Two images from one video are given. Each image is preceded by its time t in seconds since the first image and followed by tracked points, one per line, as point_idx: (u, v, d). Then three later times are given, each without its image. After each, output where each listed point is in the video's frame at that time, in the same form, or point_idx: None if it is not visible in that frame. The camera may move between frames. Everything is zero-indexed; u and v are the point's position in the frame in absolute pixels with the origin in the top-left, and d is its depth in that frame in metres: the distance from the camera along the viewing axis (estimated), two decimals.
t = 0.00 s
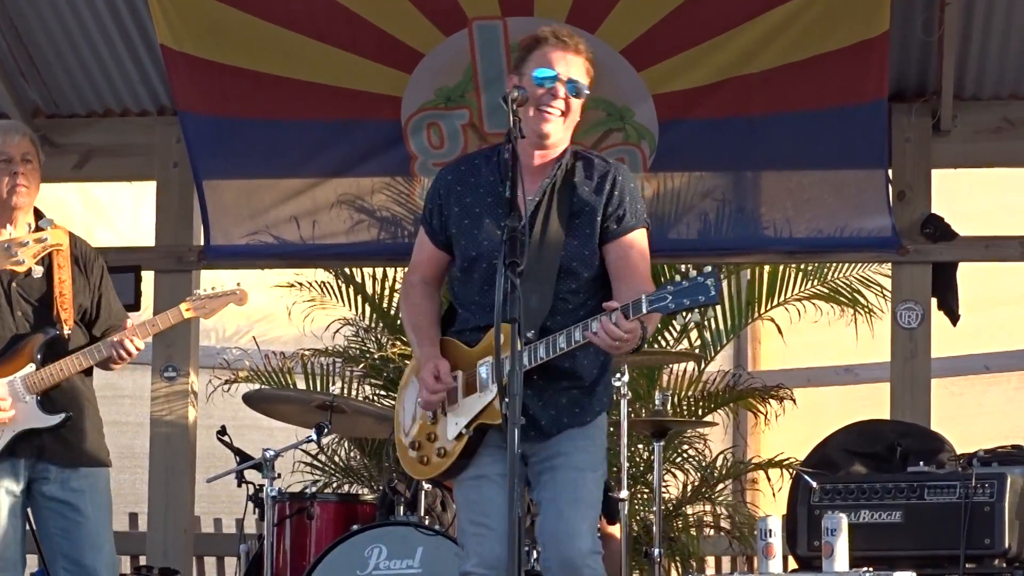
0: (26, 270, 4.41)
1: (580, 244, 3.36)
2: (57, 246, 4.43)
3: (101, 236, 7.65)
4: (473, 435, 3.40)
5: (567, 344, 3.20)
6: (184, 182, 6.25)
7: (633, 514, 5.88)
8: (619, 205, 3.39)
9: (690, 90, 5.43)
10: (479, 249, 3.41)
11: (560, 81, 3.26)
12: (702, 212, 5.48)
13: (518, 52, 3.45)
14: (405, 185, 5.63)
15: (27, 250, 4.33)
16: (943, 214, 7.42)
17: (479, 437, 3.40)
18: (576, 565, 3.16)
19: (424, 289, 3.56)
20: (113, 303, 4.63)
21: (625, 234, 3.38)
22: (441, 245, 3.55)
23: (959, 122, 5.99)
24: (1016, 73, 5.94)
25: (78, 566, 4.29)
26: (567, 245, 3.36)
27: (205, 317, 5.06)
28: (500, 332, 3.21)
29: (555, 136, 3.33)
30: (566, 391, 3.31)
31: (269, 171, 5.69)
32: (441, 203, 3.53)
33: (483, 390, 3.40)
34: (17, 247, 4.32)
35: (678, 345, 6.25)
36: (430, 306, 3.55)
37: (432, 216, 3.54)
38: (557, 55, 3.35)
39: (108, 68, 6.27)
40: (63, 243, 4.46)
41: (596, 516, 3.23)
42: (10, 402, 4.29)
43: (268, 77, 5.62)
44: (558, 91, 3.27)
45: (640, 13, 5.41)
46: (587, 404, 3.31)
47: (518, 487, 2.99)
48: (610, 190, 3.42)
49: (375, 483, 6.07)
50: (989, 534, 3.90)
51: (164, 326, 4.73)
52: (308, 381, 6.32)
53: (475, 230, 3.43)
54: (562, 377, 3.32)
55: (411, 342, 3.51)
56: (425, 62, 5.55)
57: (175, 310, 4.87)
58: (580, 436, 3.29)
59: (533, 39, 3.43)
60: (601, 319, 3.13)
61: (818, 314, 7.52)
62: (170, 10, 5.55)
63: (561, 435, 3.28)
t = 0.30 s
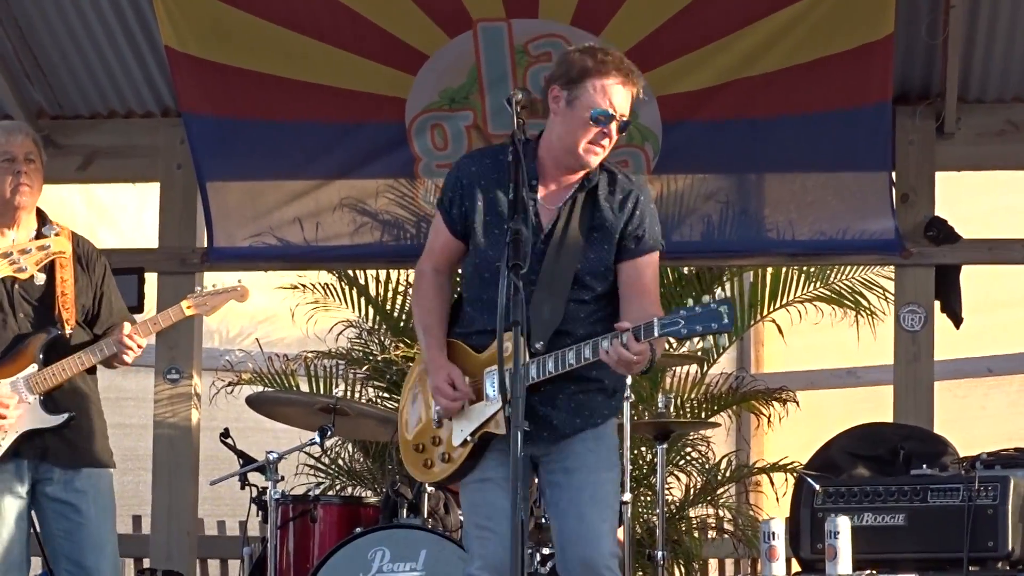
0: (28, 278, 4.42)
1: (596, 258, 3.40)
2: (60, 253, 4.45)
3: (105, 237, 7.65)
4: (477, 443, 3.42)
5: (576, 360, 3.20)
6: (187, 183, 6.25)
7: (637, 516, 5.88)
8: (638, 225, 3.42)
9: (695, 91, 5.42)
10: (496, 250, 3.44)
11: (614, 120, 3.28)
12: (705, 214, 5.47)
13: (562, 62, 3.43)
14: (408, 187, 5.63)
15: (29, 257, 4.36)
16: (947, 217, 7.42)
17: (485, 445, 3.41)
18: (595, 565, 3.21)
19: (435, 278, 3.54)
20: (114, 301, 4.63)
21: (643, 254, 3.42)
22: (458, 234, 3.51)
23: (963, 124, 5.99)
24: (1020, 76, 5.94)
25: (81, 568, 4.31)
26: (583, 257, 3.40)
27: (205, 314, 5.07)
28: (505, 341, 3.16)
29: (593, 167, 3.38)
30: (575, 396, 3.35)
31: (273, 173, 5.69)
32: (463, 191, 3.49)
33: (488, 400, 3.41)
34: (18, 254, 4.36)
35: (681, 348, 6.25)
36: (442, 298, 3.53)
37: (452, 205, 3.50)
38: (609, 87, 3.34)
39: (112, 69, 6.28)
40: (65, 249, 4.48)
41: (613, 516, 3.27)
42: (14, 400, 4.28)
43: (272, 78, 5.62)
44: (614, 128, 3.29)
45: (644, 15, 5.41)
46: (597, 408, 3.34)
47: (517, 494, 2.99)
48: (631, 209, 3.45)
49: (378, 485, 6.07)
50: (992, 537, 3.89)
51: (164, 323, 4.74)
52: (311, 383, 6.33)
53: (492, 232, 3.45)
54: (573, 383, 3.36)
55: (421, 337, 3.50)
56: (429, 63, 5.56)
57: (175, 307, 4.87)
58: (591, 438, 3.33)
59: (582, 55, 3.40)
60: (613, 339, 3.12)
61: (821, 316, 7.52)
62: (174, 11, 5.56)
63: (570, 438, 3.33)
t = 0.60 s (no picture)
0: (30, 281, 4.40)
1: (621, 262, 3.41)
2: (63, 255, 4.44)
3: (107, 239, 7.66)
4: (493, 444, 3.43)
5: (600, 373, 3.23)
6: (189, 185, 6.26)
7: (638, 520, 5.89)
8: (663, 225, 3.43)
9: (698, 94, 5.42)
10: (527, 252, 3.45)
11: (644, 129, 3.29)
12: (706, 217, 5.47)
13: (597, 67, 3.44)
14: (410, 189, 5.62)
15: (32, 259, 4.35)
16: (948, 221, 7.42)
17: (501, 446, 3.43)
18: (612, 557, 3.19)
19: (461, 273, 3.54)
20: (117, 301, 4.63)
21: (667, 253, 3.42)
22: (485, 232, 3.52)
23: (964, 128, 5.99)
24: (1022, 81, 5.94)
25: (81, 568, 4.32)
26: (608, 262, 3.41)
27: (208, 316, 5.07)
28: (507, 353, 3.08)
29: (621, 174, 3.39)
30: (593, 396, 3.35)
31: (275, 175, 5.70)
32: (491, 191, 3.51)
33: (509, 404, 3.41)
34: (21, 257, 4.35)
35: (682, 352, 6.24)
36: (466, 292, 3.53)
37: (480, 204, 3.50)
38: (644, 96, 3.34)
39: (114, 71, 6.28)
40: (68, 251, 4.47)
41: (630, 509, 3.27)
42: (15, 402, 4.27)
43: (274, 81, 5.62)
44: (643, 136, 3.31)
45: (646, 18, 5.42)
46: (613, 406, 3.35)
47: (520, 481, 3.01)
48: (657, 208, 3.45)
49: (380, 488, 6.07)
50: (992, 541, 3.89)
51: (169, 327, 4.71)
52: (313, 386, 6.33)
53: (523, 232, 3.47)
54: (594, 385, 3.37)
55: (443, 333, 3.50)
56: (431, 66, 5.56)
57: (180, 312, 4.86)
58: (607, 433, 3.33)
59: (617, 61, 3.41)
60: (641, 357, 3.14)
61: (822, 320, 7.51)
62: (177, 13, 5.57)
63: (586, 435, 3.34)
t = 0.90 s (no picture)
0: (26, 274, 4.40)
1: (645, 259, 3.38)
2: (58, 248, 4.43)
3: (103, 233, 7.65)
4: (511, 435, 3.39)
5: (622, 376, 3.22)
6: (185, 178, 6.24)
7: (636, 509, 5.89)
8: (689, 223, 3.40)
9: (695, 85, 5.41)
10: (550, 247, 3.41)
11: (667, 125, 3.26)
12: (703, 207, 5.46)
13: (620, 61, 3.41)
14: (407, 180, 5.61)
15: (27, 253, 4.35)
16: (945, 211, 7.41)
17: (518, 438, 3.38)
18: (615, 561, 3.21)
19: (481, 263, 3.52)
20: (115, 291, 4.61)
21: (690, 254, 3.40)
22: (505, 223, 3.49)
23: (961, 118, 5.98)
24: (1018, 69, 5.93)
25: (80, 562, 4.31)
26: (631, 258, 3.38)
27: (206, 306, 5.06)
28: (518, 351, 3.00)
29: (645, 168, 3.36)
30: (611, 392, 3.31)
31: (271, 168, 5.68)
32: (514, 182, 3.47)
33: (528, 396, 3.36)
34: (16, 251, 4.34)
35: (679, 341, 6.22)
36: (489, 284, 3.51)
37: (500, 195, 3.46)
38: (671, 90, 3.31)
39: (108, 65, 6.26)
40: (64, 245, 4.45)
41: (637, 512, 3.27)
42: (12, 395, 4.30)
43: (269, 74, 5.61)
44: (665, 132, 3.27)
45: (642, 9, 5.41)
46: (632, 403, 3.30)
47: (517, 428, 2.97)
48: (683, 206, 3.42)
49: (378, 479, 6.07)
50: (991, 527, 3.89)
51: (164, 315, 4.71)
52: (309, 377, 6.30)
53: (548, 223, 3.42)
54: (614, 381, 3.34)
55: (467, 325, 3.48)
56: (427, 58, 5.55)
57: (176, 300, 4.85)
58: (623, 434, 3.32)
59: (642, 54, 3.37)
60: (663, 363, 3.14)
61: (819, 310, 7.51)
62: (171, 7, 5.56)
63: (602, 436, 3.32)
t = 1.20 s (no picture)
0: (9, 257, 4.37)
1: (644, 250, 3.36)
2: (41, 232, 4.38)
3: (86, 216, 7.61)
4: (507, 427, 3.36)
5: (617, 362, 3.21)
6: (168, 161, 6.20)
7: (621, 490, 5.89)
8: (689, 215, 3.38)
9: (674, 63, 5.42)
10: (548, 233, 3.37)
11: (664, 108, 3.21)
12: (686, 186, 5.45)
13: (619, 47, 3.36)
14: (390, 162, 5.58)
15: (9, 237, 4.30)
16: (928, 187, 7.42)
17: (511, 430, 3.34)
18: (599, 552, 3.15)
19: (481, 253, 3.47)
20: (99, 275, 4.59)
21: (690, 245, 3.37)
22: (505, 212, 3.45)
23: (944, 94, 5.98)
24: (1000, 45, 5.93)
25: (68, 549, 4.30)
26: (630, 248, 3.35)
27: (191, 287, 5.03)
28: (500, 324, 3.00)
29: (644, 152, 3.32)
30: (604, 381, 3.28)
31: (253, 150, 5.64)
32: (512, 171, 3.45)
33: (525, 386, 3.33)
34: None
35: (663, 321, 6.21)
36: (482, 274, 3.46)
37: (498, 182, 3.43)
38: (668, 74, 3.25)
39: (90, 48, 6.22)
40: (46, 228, 4.41)
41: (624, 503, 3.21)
42: None
43: (251, 56, 5.59)
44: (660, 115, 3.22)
45: None
46: (627, 393, 3.26)
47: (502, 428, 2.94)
48: (683, 198, 3.39)
49: (362, 462, 6.06)
50: (975, 507, 3.91)
51: (150, 299, 4.69)
52: (292, 360, 6.25)
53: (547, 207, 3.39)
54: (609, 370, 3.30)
55: (461, 315, 3.42)
56: (408, 39, 5.53)
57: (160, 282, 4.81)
58: (613, 426, 3.27)
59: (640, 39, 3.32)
60: (657, 351, 3.16)
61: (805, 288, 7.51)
62: None
63: (592, 426, 3.27)
